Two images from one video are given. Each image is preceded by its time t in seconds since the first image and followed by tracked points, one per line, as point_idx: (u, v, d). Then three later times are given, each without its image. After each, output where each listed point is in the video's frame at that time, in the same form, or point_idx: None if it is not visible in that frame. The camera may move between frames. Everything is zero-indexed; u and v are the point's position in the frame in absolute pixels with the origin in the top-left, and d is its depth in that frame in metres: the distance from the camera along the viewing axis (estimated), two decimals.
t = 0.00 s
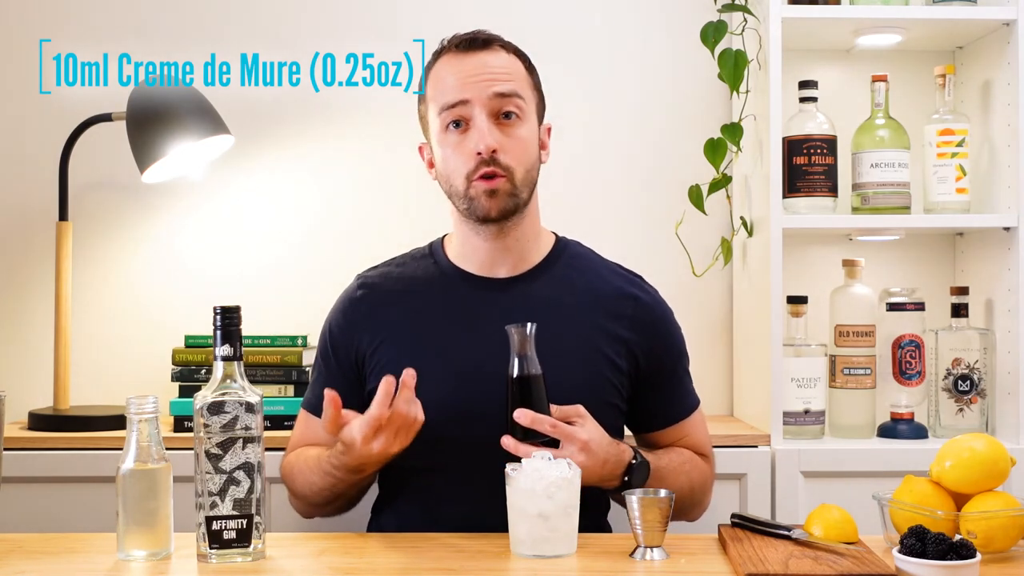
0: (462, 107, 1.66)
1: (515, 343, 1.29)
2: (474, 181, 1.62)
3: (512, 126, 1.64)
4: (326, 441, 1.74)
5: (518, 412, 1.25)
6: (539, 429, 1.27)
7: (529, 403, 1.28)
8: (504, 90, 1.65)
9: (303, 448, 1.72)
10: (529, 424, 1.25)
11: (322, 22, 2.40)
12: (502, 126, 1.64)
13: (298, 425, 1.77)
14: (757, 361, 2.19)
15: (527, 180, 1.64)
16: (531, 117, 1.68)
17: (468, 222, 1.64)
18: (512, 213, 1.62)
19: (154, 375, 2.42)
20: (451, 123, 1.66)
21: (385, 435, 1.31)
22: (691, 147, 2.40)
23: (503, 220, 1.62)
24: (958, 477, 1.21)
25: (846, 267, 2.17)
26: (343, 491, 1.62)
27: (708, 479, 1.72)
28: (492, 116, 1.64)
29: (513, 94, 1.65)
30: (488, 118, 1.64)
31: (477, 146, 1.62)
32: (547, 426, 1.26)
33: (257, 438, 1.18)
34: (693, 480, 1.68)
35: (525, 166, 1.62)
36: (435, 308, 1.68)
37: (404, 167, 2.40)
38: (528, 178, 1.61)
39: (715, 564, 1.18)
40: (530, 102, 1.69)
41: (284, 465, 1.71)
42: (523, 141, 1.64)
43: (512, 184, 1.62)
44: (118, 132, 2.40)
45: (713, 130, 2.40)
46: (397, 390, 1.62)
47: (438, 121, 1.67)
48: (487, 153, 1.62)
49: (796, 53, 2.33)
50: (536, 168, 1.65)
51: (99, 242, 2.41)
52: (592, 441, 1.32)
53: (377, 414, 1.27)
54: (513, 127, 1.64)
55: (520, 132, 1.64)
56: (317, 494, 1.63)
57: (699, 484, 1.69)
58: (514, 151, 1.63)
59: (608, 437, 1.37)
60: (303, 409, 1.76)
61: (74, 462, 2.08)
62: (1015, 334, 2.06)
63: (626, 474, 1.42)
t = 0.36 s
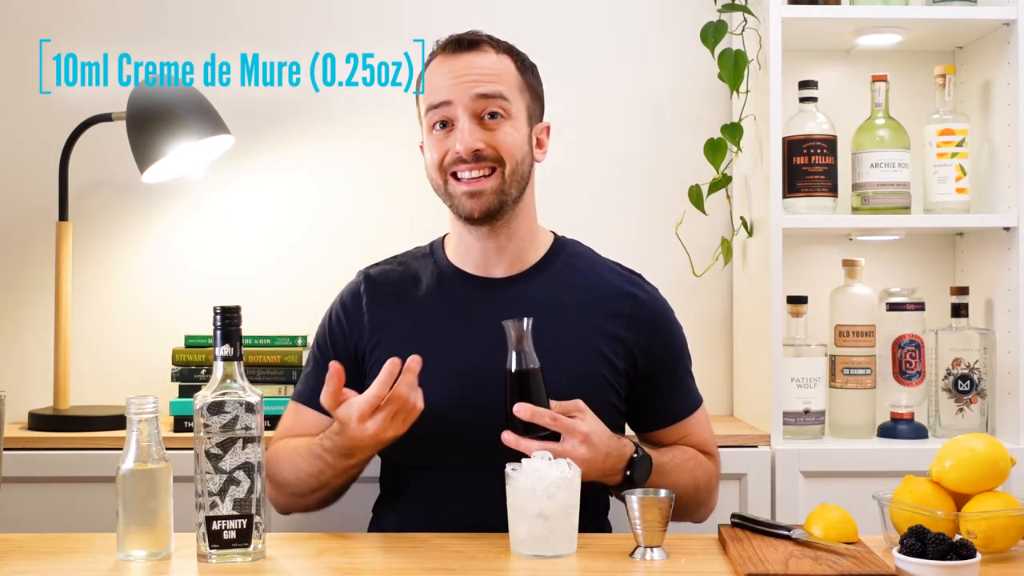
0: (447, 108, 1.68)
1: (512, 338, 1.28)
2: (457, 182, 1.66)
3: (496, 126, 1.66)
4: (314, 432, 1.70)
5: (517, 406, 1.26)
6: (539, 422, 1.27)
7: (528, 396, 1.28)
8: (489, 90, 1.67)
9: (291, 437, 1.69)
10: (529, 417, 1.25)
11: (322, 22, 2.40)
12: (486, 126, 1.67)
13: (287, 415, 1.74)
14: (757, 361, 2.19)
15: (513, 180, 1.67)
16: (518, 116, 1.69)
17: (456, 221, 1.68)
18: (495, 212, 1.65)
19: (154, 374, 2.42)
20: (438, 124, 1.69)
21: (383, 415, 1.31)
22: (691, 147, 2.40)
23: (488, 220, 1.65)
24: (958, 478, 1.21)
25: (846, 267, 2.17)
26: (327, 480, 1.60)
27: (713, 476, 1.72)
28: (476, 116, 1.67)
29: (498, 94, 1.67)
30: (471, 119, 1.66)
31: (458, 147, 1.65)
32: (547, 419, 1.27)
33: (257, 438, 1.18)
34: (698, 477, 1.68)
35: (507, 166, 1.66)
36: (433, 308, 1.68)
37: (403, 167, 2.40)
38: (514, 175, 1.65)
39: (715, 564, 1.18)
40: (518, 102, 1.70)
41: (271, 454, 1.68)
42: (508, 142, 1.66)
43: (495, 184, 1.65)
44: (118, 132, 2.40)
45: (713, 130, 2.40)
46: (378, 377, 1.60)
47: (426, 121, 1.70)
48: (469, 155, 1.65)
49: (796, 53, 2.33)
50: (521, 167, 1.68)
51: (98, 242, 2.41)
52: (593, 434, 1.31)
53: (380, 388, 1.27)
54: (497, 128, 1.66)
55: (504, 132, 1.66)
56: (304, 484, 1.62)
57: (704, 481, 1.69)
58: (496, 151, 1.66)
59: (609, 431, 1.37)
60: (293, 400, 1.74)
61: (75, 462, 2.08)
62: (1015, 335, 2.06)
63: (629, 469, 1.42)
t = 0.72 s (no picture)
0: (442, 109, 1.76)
1: (511, 348, 1.25)
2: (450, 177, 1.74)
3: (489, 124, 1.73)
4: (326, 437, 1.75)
5: (515, 419, 1.26)
6: (537, 436, 1.27)
7: (526, 408, 1.26)
8: (483, 91, 1.74)
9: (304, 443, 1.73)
10: (527, 430, 1.26)
11: (322, 22, 2.40)
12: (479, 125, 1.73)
13: (297, 419, 1.77)
14: (757, 361, 2.19)
15: (505, 176, 1.73)
16: (511, 115, 1.76)
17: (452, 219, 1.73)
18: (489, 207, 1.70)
19: (153, 374, 2.42)
20: (434, 127, 1.77)
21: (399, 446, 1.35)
22: (691, 147, 2.40)
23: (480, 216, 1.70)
24: (958, 478, 1.21)
25: (846, 267, 2.17)
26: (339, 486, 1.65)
27: (709, 479, 1.72)
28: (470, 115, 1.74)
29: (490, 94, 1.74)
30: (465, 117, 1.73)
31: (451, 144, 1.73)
32: (546, 432, 1.27)
33: (257, 439, 1.18)
34: (694, 480, 1.68)
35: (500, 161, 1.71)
36: (433, 308, 1.68)
37: (403, 167, 2.40)
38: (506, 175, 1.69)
39: (715, 565, 1.18)
40: (512, 103, 1.77)
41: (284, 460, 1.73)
42: (500, 139, 1.73)
43: (488, 180, 1.72)
44: (118, 132, 2.40)
45: (713, 130, 2.40)
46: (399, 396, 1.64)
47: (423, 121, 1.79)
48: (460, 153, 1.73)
49: (796, 53, 2.33)
50: (514, 164, 1.73)
51: (98, 242, 2.41)
52: (590, 445, 1.33)
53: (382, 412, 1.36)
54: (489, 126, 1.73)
55: (496, 130, 1.73)
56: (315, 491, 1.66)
57: (699, 485, 1.69)
58: (489, 147, 1.72)
59: (606, 439, 1.39)
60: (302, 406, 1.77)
61: (74, 462, 2.08)
62: (1015, 334, 2.06)
63: (624, 477, 1.42)
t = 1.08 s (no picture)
0: (448, 101, 1.64)
1: (506, 329, 1.29)
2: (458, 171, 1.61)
3: (498, 117, 1.63)
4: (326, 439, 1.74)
5: (509, 397, 1.27)
6: (530, 415, 1.27)
7: (519, 387, 1.28)
8: (490, 83, 1.64)
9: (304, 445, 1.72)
10: (520, 409, 1.26)
11: (322, 23, 2.40)
12: (487, 117, 1.63)
13: (298, 424, 1.77)
14: (757, 361, 2.19)
15: (515, 170, 1.62)
16: (520, 109, 1.66)
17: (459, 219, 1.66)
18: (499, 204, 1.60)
19: (153, 374, 2.42)
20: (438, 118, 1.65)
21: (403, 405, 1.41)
22: (691, 147, 2.40)
23: (490, 210, 1.61)
24: (958, 477, 1.21)
25: (846, 267, 2.17)
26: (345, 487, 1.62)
27: (708, 481, 1.71)
28: (477, 107, 1.63)
29: (499, 86, 1.64)
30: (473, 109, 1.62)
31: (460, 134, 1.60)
32: (540, 411, 1.27)
33: (257, 439, 1.18)
34: (692, 481, 1.68)
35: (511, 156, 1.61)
36: (434, 308, 1.68)
37: (404, 167, 2.40)
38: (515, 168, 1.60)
39: (715, 565, 1.18)
40: (519, 95, 1.67)
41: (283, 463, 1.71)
42: (509, 131, 1.62)
43: (498, 174, 1.61)
44: (118, 132, 2.40)
45: (713, 131, 2.40)
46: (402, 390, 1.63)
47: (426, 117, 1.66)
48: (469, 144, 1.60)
49: (796, 54, 2.33)
50: (524, 159, 1.64)
51: (99, 242, 2.41)
52: (584, 428, 1.31)
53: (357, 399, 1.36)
54: (498, 119, 1.63)
55: (506, 123, 1.62)
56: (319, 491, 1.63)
57: (698, 485, 1.69)
58: (499, 140, 1.61)
59: (601, 425, 1.36)
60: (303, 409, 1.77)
61: (74, 462, 2.08)
62: (1015, 334, 2.06)
63: (619, 464, 1.40)
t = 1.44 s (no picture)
0: (455, 105, 1.64)
1: (506, 355, 1.29)
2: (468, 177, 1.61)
3: (506, 120, 1.63)
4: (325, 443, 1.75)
5: (508, 425, 1.25)
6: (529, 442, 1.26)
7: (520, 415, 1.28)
8: (497, 86, 1.64)
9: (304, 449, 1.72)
10: (520, 437, 1.25)
11: (322, 23, 2.40)
12: (496, 121, 1.63)
13: (297, 426, 1.77)
14: (757, 361, 2.19)
15: (524, 175, 1.63)
16: (526, 112, 1.66)
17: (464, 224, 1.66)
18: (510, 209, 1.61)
19: (154, 374, 2.42)
20: (445, 122, 1.64)
21: (391, 464, 1.32)
22: (691, 147, 2.40)
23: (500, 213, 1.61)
24: (958, 477, 1.21)
25: (846, 267, 2.17)
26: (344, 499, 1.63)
27: (709, 481, 1.71)
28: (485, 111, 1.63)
29: (506, 89, 1.64)
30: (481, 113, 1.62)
31: (470, 139, 1.60)
32: (539, 437, 1.26)
33: (257, 438, 1.18)
34: (693, 484, 1.67)
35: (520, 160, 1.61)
36: (433, 309, 1.68)
37: (403, 167, 2.40)
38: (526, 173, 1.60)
39: (715, 565, 1.18)
40: (524, 98, 1.67)
41: (284, 466, 1.71)
42: (518, 135, 1.62)
43: (509, 179, 1.61)
44: (118, 132, 2.40)
45: (713, 131, 2.40)
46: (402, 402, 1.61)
47: (432, 120, 1.66)
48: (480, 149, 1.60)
49: (796, 53, 2.33)
50: (532, 163, 1.64)
51: (99, 242, 2.41)
52: (585, 452, 1.32)
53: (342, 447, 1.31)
54: (506, 122, 1.63)
55: (514, 127, 1.62)
56: (318, 497, 1.64)
57: (699, 488, 1.68)
58: (508, 144, 1.61)
59: (600, 446, 1.37)
60: (302, 410, 1.77)
61: (74, 462, 2.08)
62: (1014, 334, 2.06)
63: (618, 482, 1.41)
